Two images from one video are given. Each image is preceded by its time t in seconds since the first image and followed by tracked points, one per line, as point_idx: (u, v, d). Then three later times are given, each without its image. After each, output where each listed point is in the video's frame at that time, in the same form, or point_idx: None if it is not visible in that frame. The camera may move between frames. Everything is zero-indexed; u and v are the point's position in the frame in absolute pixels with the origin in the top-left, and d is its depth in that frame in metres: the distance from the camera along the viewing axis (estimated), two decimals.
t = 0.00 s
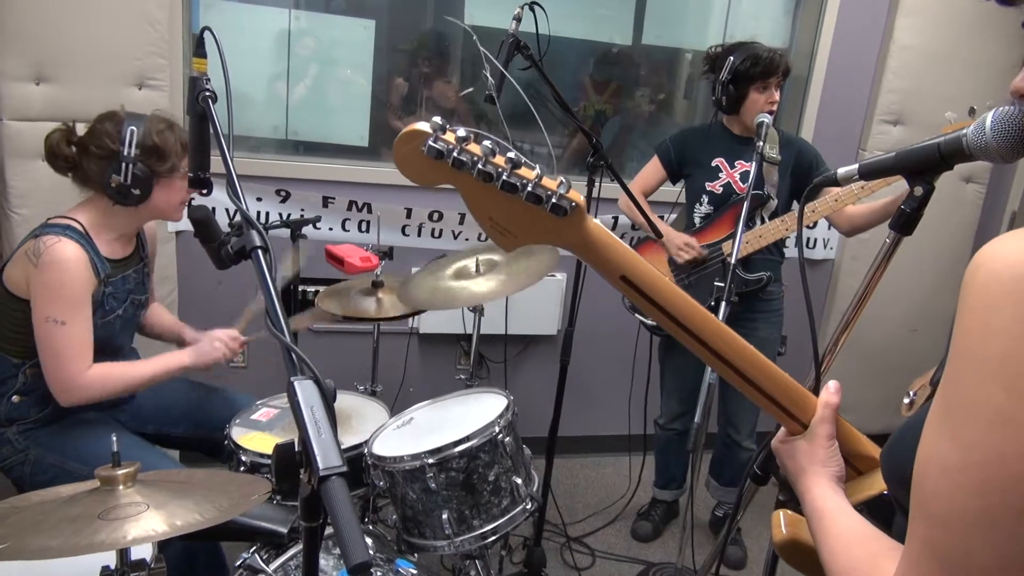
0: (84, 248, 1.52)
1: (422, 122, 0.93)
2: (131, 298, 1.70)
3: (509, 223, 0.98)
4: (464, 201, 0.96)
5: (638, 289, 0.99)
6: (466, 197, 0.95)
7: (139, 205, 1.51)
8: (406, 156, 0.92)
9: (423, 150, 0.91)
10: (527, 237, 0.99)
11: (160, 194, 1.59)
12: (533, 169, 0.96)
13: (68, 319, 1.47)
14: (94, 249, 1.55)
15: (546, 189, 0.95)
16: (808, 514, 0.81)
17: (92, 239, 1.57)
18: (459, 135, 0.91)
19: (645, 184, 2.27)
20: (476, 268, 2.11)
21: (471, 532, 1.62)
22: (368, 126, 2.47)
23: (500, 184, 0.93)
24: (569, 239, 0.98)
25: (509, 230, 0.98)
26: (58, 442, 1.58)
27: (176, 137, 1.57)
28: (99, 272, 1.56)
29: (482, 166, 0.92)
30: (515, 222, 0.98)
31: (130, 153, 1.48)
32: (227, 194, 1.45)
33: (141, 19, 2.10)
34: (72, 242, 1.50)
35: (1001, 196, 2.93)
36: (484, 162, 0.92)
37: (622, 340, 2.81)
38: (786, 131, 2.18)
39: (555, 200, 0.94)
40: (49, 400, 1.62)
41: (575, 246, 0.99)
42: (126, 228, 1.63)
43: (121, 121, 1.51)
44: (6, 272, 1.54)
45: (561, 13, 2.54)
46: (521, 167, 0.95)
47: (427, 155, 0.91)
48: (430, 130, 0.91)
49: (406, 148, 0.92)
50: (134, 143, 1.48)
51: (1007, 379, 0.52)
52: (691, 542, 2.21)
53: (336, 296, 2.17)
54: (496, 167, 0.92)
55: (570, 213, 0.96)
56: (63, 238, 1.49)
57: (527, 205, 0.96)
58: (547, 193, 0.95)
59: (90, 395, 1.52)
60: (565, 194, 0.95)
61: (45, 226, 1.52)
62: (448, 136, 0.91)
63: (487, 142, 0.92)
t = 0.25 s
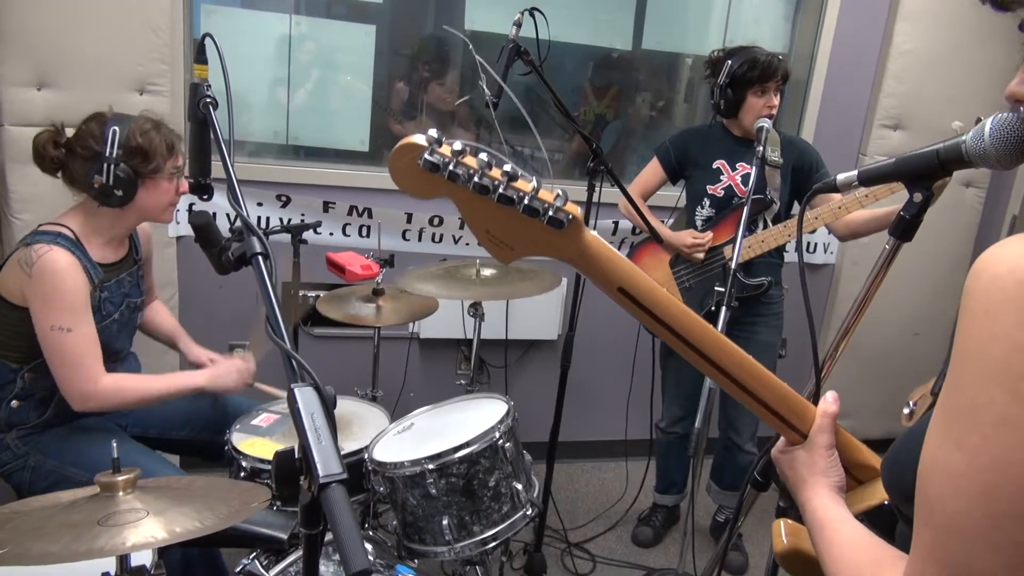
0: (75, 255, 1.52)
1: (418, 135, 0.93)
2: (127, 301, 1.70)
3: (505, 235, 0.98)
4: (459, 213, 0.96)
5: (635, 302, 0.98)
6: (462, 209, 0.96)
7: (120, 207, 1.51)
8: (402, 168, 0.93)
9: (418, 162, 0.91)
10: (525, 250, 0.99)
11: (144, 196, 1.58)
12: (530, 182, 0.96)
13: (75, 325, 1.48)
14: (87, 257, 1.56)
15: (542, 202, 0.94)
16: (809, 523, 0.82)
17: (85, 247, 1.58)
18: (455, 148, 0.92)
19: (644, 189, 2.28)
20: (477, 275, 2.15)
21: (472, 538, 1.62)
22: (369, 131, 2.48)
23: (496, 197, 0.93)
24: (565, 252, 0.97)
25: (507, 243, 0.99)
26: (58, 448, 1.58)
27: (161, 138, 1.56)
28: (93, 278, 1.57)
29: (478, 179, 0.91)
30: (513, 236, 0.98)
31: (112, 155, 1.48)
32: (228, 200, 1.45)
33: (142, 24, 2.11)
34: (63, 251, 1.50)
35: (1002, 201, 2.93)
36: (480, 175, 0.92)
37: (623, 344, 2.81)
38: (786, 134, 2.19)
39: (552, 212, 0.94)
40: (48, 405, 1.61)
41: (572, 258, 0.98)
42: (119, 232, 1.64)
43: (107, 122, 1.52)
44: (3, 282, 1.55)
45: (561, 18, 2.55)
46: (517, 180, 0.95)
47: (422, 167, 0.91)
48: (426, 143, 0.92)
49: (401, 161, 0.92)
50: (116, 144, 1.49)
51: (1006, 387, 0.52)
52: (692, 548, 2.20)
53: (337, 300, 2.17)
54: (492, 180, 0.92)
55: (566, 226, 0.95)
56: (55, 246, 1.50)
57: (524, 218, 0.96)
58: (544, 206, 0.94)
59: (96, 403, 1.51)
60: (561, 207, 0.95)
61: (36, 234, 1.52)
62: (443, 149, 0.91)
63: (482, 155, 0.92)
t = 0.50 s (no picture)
0: (82, 258, 1.53)
1: (412, 148, 0.94)
2: (131, 308, 1.71)
3: (501, 247, 0.98)
4: (455, 226, 0.97)
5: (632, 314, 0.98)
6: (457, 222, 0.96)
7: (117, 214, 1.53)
8: (396, 182, 0.94)
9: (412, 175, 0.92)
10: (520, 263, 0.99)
11: (138, 200, 1.60)
12: (525, 194, 0.96)
13: (66, 318, 1.45)
14: (93, 262, 1.57)
15: (538, 214, 0.95)
16: (808, 532, 0.81)
17: (92, 252, 1.60)
18: (449, 160, 0.93)
19: (647, 194, 2.27)
20: (481, 282, 2.15)
21: (474, 545, 1.62)
22: (371, 139, 2.49)
23: (490, 210, 0.94)
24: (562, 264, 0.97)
25: (501, 256, 0.98)
26: (61, 456, 1.58)
27: (145, 139, 1.56)
28: (99, 283, 1.58)
29: (472, 192, 0.92)
30: (508, 249, 0.98)
31: (98, 163, 1.49)
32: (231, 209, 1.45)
33: (145, 34, 2.12)
34: (71, 254, 1.52)
35: (1004, 205, 2.93)
36: (475, 187, 0.93)
37: (625, 351, 2.81)
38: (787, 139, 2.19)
39: (548, 224, 0.94)
40: (51, 412, 1.61)
41: (569, 270, 0.98)
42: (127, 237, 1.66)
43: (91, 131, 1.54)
44: (12, 291, 1.57)
45: (562, 26, 2.56)
46: (512, 192, 0.95)
47: (416, 180, 0.92)
48: (420, 156, 0.93)
49: (394, 174, 0.93)
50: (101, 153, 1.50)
51: (1008, 393, 0.53)
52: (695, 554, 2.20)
53: (339, 307, 2.17)
54: (486, 193, 0.93)
55: (563, 237, 0.95)
56: (62, 248, 1.51)
57: (520, 230, 0.96)
58: (539, 218, 0.95)
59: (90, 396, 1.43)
60: (557, 218, 0.95)
61: (46, 238, 1.54)
62: (437, 161, 0.93)
63: (477, 167, 0.93)
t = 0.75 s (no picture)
0: (76, 249, 1.55)
1: (391, 150, 0.94)
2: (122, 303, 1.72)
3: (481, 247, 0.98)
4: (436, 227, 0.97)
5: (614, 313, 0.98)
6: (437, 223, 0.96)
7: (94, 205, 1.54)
8: (375, 183, 0.93)
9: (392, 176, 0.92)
10: (501, 263, 0.99)
11: (116, 189, 1.61)
12: (505, 196, 0.96)
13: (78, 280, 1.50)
14: (86, 251, 1.60)
15: (518, 215, 0.95)
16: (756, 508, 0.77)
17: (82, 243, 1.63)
18: (428, 162, 0.93)
19: (639, 191, 2.29)
20: (473, 278, 2.14)
21: (467, 541, 1.62)
22: (362, 135, 2.48)
23: (471, 212, 0.93)
24: (542, 264, 0.98)
25: (482, 256, 0.98)
26: (51, 454, 1.58)
27: (117, 128, 1.57)
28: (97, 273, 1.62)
29: (453, 194, 0.92)
30: (488, 249, 0.98)
31: (70, 154, 1.49)
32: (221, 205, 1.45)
33: (134, 29, 2.11)
34: (64, 243, 1.54)
35: (994, 200, 2.94)
36: (456, 189, 0.93)
37: (618, 346, 2.81)
38: (779, 132, 2.20)
39: (529, 226, 0.94)
40: (44, 408, 1.62)
41: (549, 270, 0.98)
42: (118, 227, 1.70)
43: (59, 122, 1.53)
44: (7, 291, 1.59)
45: (554, 21, 2.56)
46: (493, 194, 0.95)
47: (396, 182, 0.92)
48: (398, 158, 0.92)
49: (372, 175, 0.93)
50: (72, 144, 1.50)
51: (1008, 395, 0.53)
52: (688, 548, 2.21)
53: (330, 304, 2.17)
54: (466, 195, 0.93)
55: (544, 238, 0.95)
56: (56, 240, 1.54)
57: (500, 231, 0.96)
58: (521, 219, 0.95)
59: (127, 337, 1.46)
60: (538, 220, 0.95)
61: (36, 234, 1.55)
62: (416, 163, 0.92)
63: (457, 169, 0.93)
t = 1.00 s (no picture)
0: (96, 272, 1.52)
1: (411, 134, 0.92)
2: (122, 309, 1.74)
3: (495, 234, 0.96)
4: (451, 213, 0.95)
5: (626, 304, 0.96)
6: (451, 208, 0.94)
7: (88, 207, 1.58)
8: (393, 166, 0.91)
9: (410, 161, 0.90)
10: (517, 250, 0.97)
11: (111, 192, 1.62)
12: (523, 183, 0.94)
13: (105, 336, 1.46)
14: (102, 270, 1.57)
15: (535, 203, 0.93)
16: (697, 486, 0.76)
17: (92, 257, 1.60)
18: (448, 147, 0.90)
19: (639, 192, 2.28)
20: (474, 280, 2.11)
21: (466, 544, 1.62)
22: (363, 137, 2.48)
23: (488, 198, 0.91)
24: (555, 252, 0.96)
25: (497, 243, 0.97)
26: (49, 456, 1.57)
27: (110, 130, 1.60)
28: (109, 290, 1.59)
29: (470, 179, 0.90)
30: (504, 236, 0.96)
31: (63, 156, 1.53)
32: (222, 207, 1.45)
33: (135, 32, 2.11)
34: (84, 269, 1.50)
35: (993, 205, 2.95)
36: (473, 174, 0.91)
37: (617, 350, 2.81)
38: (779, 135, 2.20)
39: (545, 213, 0.93)
40: (42, 415, 1.62)
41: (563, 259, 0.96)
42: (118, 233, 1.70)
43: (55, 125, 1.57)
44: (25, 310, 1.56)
45: (555, 25, 2.56)
46: (511, 180, 0.93)
47: (413, 166, 0.90)
48: (418, 143, 0.90)
49: (393, 158, 0.91)
50: (66, 146, 1.53)
51: (1007, 394, 0.48)
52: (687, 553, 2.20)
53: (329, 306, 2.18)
54: (484, 180, 0.91)
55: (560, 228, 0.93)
56: (75, 265, 1.50)
57: (517, 220, 0.94)
58: (536, 207, 0.93)
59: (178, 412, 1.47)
60: (554, 207, 0.93)
61: (52, 253, 1.52)
62: (436, 149, 0.90)
63: (475, 155, 0.91)
